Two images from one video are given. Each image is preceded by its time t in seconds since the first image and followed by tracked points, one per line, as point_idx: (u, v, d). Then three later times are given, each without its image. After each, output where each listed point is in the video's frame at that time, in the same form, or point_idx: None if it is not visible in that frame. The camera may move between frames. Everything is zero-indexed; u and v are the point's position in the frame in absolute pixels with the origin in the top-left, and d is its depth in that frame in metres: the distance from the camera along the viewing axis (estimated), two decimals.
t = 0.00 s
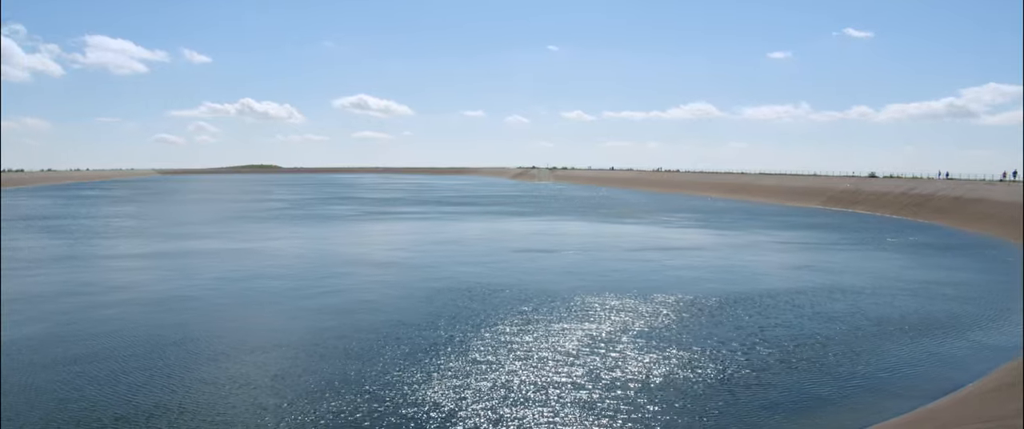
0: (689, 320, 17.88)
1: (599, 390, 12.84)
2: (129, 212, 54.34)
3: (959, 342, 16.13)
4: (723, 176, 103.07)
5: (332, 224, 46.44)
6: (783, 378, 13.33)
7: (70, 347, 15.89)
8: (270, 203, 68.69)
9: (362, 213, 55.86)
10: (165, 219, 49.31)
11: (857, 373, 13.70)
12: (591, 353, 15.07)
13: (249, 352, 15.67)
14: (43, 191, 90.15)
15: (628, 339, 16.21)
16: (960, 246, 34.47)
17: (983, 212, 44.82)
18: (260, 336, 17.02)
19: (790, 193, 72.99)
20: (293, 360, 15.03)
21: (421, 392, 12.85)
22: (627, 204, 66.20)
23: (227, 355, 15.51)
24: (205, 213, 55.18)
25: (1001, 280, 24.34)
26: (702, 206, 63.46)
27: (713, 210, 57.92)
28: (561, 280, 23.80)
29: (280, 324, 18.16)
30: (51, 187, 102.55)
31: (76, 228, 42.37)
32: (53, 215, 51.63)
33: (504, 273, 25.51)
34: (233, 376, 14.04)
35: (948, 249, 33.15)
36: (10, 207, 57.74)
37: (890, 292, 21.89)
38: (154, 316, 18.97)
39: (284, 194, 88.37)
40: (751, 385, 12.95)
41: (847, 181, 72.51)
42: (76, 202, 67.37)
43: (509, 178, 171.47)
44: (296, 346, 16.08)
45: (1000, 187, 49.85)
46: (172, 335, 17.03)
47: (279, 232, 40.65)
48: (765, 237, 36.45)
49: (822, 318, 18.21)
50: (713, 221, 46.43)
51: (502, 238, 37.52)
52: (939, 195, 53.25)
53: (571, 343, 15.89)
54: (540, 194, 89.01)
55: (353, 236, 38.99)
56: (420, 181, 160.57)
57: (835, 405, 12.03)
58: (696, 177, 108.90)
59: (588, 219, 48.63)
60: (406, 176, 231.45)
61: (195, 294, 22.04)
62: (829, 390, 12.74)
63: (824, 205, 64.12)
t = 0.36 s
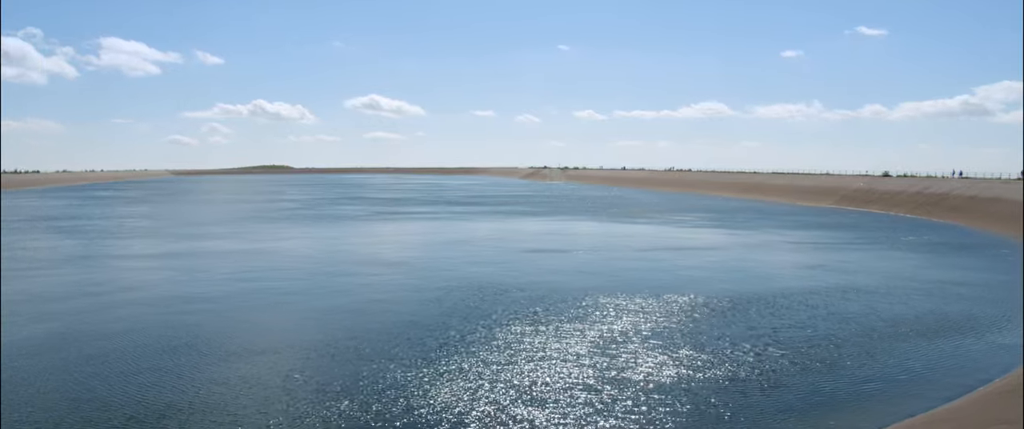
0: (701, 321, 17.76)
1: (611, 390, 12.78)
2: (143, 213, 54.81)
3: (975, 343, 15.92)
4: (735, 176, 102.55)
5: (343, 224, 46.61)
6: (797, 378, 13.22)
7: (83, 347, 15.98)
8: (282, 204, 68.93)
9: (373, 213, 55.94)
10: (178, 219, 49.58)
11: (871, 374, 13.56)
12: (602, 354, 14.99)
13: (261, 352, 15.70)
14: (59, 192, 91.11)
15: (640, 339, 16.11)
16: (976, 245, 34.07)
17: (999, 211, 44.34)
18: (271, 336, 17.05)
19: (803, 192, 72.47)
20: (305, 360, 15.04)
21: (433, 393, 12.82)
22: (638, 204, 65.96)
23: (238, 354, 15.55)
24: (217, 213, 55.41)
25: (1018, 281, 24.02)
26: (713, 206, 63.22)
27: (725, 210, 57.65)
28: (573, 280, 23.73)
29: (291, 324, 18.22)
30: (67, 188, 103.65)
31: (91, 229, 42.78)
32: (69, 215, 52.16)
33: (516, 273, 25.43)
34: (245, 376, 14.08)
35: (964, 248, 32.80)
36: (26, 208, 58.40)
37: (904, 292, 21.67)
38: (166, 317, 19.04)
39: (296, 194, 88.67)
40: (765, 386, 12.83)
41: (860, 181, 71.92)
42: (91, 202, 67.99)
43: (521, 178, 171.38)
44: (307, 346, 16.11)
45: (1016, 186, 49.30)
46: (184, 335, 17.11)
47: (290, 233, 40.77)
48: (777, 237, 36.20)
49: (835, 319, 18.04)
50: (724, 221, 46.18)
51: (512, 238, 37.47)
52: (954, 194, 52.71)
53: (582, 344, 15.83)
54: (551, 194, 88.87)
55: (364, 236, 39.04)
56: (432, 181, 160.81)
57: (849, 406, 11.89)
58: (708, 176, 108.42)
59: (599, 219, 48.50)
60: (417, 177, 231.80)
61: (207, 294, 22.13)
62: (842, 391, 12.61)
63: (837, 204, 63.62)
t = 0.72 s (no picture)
0: (714, 323, 17.64)
1: (625, 391, 12.75)
2: (159, 213, 55.28)
3: (993, 345, 15.75)
4: (749, 176, 102.04)
5: (356, 224, 46.76)
6: (812, 381, 13.12)
7: (98, 346, 16.08)
8: (294, 204, 69.24)
9: (385, 213, 56.07)
10: (192, 219, 49.89)
11: (888, 376, 13.43)
12: (613, 355, 14.94)
13: (274, 352, 15.76)
14: (76, 192, 91.94)
15: (653, 341, 16.05)
16: (993, 246, 33.68)
17: (1016, 211, 43.85)
18: (284, 336, 17.13)
19: (817, 192, 72.03)
20: (318, 360, 15.09)
21: (446, 393, 12.83)
22: (651, 204, 65.72)
23: (250, 354, 15.61)
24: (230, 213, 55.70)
25: None
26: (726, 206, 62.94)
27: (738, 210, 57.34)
28: (585, 281, 23.70)
29: (304, 324, 18.29)
30: (84, 188, 104.67)
31: (106, 228, 43.16)
32: (85, 215, 52.64)
33: (527, 274, 25.42)
34: (258, 375, 14.13)
35: (981, 249, 32.46)
36: (43, 208, 59.00)
37: (920, 294, 21.47)
38: (180, 316, 19.15)
39: (309, 195, 89.03)
40: (780, 389, 12.75)
41: (875, 180, 71.36)
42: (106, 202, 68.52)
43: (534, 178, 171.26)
44: (320, 346, 16.15)
45: None
46: (197, 334, 17.19)
47: (303, 233, 40.95)
48: (791, 237, 35.97)
49: (851, 321, 17.89)
50: (738, 221, 45.96)
51: (524, 238, 37.45)
52: (971, 194, 52.18)
53: (595, 345, 15.80)
54: (563, 194, 88.76)
55: (377, 237, 39.14)
56: (444, 182, 161.02)
57: (865, 409, 11.79)
58: (720, 177, 107.93)
59: (611, 219, 48.40)
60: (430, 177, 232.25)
61: (220, 294, 22.24)
62: (859, 394, 12.49)
63: (851, 205, 63.15)
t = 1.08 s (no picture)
0: (729, 324, 17.51)
1: (637, 392, 12.68)
2: (174, 213, 55.74)
3: (1013, 347, 15.52)
4: (764, 176, 101.39)
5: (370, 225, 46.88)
6: (826, 382, 12.99)
7: (113, 346, 16.21)
8: (308, 205, 69.60)
9: (399, 214, 56.22)
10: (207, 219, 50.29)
11: (905, 378, 13.27)
12: (626, 357, 14.85)
13: (287, 352, 15.82)
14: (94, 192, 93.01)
15: (666, 342, 15.97)
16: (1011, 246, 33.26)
17: None
18: (297, 336, 17.19)
19: (833, 192, 71.47)
20: (330, 360, 15.13)
21: (458, 394, 12.82)
22: (664, 205, 65.43)
23: (264, 354, 15.69)
24: (245, 214, 56.07)
25: None
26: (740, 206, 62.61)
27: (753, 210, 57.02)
28: (599, 282, 23.63)
29: (317, 324, 18.35)
30: (102, 189, 105.79)
31: (123, 229, 43.61)
32: (101, 215, 53.19)
33: (540, 274, 25.39)
34: (270, 376, 14.17)
35: (999, 249, 32.05)
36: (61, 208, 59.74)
37: (937, 295, 21.22)
38: (195, 316, 19.29)
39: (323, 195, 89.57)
40: (794, 391, 12.63)
41: (891, 180, 70.68)
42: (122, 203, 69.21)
43: (547, 179, 171.17)
44: (333, 346, 16.20)
45: None
46: (211, 334, 17.29)
47: (317, 233, 41.14)
48: (806, 238, 35.70)
49: (867, 322, 17.69)
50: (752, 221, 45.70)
51: (538, 238, 37.42)
52: (988, 194, 51.56)
53: (608, 346, 15.73)
54: (576, 195, 88.65)
55: (390, 237, 39.26)
56: (458, 182, 161.28)
57: (880, 411, 11.66)
58: (735, 177, 107.33)
59: (625, 220, 48.27)
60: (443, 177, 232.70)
61: (235, 294, 22.39)
62: (875, 396, 12.35)
63: (866, 205, 62.61)
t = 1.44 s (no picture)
0: (746, 326, 17.33)
1: (653, 395, 12.57)
2: (193, 213, 56.16)
3: None
4: (781, 177, 100.59)
5: (386, 226, 47.04)
6: (844, 386, 12.82)
7: (131, 345, 16.33)
8: (325, 205, 69.95)
9: (414, 215, 56.36)
10: (225, 219, 50.70)
11: (924, 382, 13.07)
12: (642, 359, 14.73)
13: (302, 352, 15.84)
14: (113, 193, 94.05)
15: (683, 345, 15.82)
16: None
17: None
18: (312, 336, 17.22)
19: (851, 193, 70.78)
20: (345, 361, 15.12)
21: (472, 395, 12.78)
22: (681, 206, 65.09)
23: (279, 354, 15.73)
24: (262, 214, 56.44)
25: None
26: (757, 207, 62.16)
27: (770, 211, 56.55)
28: (615, 283, 23.49)
29: (333, 325, 18.39)
30: (122, 189, 107.37)
31: (142, 228, 43.98)
32: (120, 215, 53.70)
33: (554, 276, 25.35)
34: (285, 376, 14.18)
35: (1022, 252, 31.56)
36: (82, 208, 60.59)
37: (958, 298, 20.91)
38: (210, 315, 19.42)
39: (339, 196, 90.07)
40: (813, 394, 12.47)
41: (911, 181, 69.85)
42: (141, 203, 69.86)
43: (564, 179, 170.91)
44: (348, 347, 16.20)
45: None
46: (228, 334, 17.40)
47: (333, 234, 41.33)
48: (824, 239, 35.37)
49: (887, 325, 17.44)
50: (769, 223, 45.38)
51: (553, 239, 37.36)
52: (1010, 195, 50.82)
53: (623, 348, 15.62)
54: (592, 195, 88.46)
55: (406, 238, 39.35)
56: (474, 183, 161.44)
57: (900, 417, 11.48)
58: (753, 178, 106.58)
59: (641, 221, 48.09)
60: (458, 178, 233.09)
61: (251, 294, 22.52)
62: (895, 401, 12.16)
63: (886, 206, 61.95)
